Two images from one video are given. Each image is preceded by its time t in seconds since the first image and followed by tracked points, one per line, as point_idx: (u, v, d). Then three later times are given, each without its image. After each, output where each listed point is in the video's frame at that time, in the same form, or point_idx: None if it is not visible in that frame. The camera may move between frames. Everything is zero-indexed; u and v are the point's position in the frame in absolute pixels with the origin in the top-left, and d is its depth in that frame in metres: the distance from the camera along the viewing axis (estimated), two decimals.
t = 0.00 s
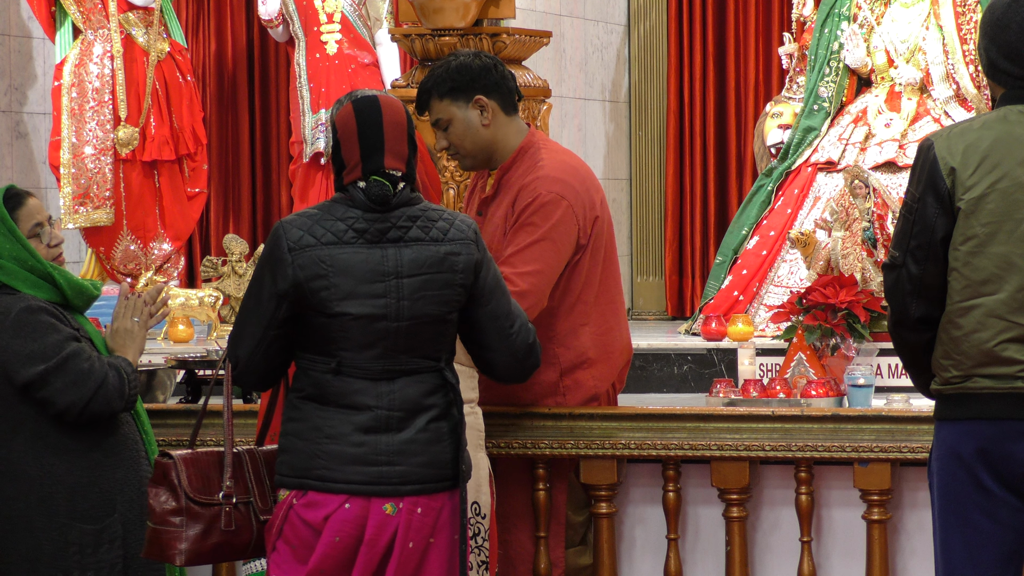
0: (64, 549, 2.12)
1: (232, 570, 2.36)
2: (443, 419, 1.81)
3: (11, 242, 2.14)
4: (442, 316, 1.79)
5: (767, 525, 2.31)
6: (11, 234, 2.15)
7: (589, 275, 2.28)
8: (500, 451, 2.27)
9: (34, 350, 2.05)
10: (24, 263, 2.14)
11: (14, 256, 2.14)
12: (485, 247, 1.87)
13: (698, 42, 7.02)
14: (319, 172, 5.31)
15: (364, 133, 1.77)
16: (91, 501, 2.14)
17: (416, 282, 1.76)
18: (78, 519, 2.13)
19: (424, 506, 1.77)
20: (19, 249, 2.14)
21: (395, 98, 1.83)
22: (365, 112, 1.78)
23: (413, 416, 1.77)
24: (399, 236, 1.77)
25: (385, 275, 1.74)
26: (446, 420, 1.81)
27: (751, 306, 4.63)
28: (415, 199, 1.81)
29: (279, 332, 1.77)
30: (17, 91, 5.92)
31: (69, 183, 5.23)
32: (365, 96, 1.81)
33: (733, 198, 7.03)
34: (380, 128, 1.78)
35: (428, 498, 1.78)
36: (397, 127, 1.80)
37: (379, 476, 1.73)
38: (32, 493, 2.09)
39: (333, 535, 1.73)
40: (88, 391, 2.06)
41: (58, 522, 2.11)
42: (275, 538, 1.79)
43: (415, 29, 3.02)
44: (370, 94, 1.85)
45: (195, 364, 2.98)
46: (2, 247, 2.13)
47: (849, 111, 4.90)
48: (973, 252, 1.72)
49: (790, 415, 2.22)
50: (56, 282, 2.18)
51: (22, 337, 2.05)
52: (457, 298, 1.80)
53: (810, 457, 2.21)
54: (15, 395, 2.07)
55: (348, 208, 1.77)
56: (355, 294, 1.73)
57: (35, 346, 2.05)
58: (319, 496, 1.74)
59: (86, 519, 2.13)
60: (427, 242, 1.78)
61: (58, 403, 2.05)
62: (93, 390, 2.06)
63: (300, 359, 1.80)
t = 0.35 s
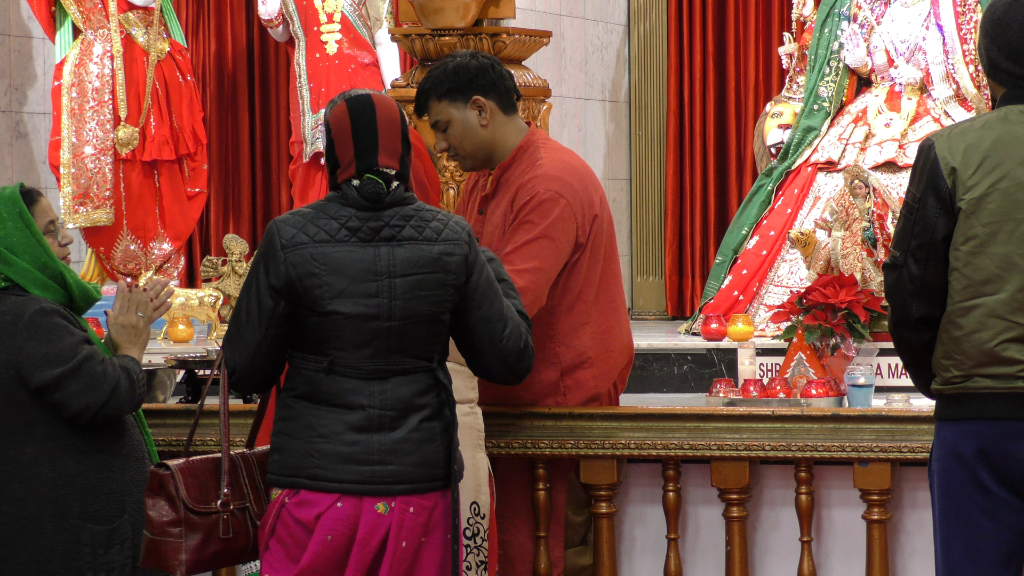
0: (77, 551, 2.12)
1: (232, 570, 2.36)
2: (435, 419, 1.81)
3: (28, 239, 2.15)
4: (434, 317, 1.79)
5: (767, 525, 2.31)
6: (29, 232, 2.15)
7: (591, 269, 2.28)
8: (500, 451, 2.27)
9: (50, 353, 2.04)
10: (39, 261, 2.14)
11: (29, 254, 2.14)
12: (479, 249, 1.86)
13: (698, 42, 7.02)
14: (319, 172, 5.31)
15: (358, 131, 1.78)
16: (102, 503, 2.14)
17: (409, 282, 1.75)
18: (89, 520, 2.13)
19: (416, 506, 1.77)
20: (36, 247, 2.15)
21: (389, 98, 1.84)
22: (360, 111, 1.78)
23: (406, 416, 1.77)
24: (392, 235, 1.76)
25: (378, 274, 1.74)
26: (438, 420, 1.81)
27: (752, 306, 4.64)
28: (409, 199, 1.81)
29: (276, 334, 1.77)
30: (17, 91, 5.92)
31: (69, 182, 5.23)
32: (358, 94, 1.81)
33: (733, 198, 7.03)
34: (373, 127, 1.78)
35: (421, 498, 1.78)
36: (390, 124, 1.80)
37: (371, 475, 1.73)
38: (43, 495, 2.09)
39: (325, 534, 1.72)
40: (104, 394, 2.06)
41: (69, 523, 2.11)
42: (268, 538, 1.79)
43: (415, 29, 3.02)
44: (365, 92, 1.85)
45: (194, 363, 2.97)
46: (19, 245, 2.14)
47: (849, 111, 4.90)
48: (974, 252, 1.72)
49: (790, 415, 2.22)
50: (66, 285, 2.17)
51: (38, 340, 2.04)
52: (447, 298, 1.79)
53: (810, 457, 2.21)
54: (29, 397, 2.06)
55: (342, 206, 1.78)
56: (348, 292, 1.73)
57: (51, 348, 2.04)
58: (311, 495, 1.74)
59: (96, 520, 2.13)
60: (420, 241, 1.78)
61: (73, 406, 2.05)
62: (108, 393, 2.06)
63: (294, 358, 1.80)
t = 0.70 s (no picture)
0: (81, 552, 2.11)
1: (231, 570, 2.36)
2: (433, 419, 1.81)
3: (40, 235, 2.16)
4: (432, 317, 1.79)
5: (767, 525, 2.31)
6: (41, 228, 2.17)
7: (589, 270, 2.28)
8: (500, 451, 2.27)
9: (57, 354, 2.04)
10: (49, 258, 2.16)
11: (40, 250, 2.15)
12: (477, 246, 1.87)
13: (698, 42, 7.02)
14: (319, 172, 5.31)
15: (351, 127, 1.77)
16: (105, 504, 2.14)
17: (406, 285, 1.76)
18: (95, 521, 2.13)
19: (415, 506, 1.77)
20: (47, 243, 2.16)
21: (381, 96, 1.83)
22: (353, 110, 1.78)
23: (404, 416, 1.77)
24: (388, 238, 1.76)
25: (375, 278, 1.74)
26: (437, 420, 1.81)
27: (751, 306, 4.64)
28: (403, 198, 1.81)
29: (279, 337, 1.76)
30: (17, 91, 5.92)
31: (69, 183, 5.23)
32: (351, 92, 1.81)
33: (733, 198, 7.03)
34: (366, 123, 1.77)
35: (420, 498, 1.78)
36: (384, 120, 1.79)
37: (370, 475, 1.73)
38: (48, 496, 2.09)
39: (324, 534, 1.72)
40: (110, 395, 2.06)
41: (73, 524, 2.11)
42: (268, 538, 1.79)
43: (415, 29, 3.01)
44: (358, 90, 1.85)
45: (194, 364, 2.97)
46: (31, 239, 2.15)
47: (849, 111, 4.90)
48: (974, 252, 1.72)
49: (790, 415, 2.22)
50: (71, 285, 2.17)
51: (44, 340, 2.04)
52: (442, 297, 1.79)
53: (810, 457, 2.22)
54: (34, 397, 2.06)
55: (336, 208, 1.78)
56: (345, 296, 1.73)
57: (57, 349, 2.04)
58: (310, 495, 1.74)
59: (100, 521, 2.13)
60: (416, 243, 1.78)
61: (80, 407, 2.05)
62: (115, 395, 2.06)
63: (293, 360, 1.80)
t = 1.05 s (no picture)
0: (70, 554, 2.11)
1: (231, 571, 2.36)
2: (439, 417, 1.81)
3: (42, 236, 2.14)
4: (439, 316, 1.80)
5: (766, 525, 2.31)
6: (45, 228, 2.14)
7: (594, 270, 2.29)
8: (500, 451, 2.27)
9: (52, 355, 2.06)
10: (52, 259, 2.13)
11: (44, 251, 2.13)
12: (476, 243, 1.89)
13: (698, 42, 7.02)
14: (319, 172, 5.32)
15: (367, 122, 1.79)
16: (97, 506, 2.13)
17: (415, 282, 1.77)
18: (84, 523, 2.11)
19: (422, 504, 1.78)
20: (50, 243, 2.14)
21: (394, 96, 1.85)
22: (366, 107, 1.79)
23: (410, 415, 1.78)
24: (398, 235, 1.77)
25: (385, 275, 1.75)
26: (443, 418, 1.82)
27: (751, 306, 4.63)
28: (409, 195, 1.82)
29: (290, 336, 1.74)
30: (17, 91, 5.92)
31: (69, 183, 5.23)
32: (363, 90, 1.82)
33: (733, 198, 7.03)
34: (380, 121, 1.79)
35: (426, 496, 1.78)
36: (398, 117, 1.81)
37: (376, 474, 1.74)
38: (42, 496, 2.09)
39: (331, 534, 1.72)
40: (104, 398, 2.06)
41: (65, 526, 2.10)
42: (274, 538, 1.79)
43: (415, 29, 3.02)
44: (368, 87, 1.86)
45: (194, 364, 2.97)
46: (33, 241, 2.13)
47: (849, 111, 4.90)
48: (974, 252, 1.72)
49: (790, 415, 2.22)
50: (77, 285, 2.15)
51: (41, 341, 2.05)
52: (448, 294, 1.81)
53: (810, 457, 2.22)
54: (33, 398, 2.07)
55: (346, 205, 1.78)
56: (356, 292, 1.73)
57: (53, 351, 2.06)
58: (317, 495, 1.74)
59: (91, 524, 2.12)
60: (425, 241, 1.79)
61: (74, 408, 2.06)
62: (109, 398, 2.07)
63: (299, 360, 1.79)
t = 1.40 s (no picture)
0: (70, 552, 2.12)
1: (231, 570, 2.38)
2: (450, 421, 1.81)
3: (51, 238, 2.14)
4: (454, 324, 1.79)
5: (766, 525, 2.31)
6: (56, 231, 2.15)
7: (590, 266, 2.29)
8: (500, 451, 2.27)
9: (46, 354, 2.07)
10: (56, 263, 2.14)
11: (50, 254, 2.14)
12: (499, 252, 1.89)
13: (698, 42, 7.02)
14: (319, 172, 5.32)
15: (401, 124, 1.78)
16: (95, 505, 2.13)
17: (433, 292, 1.76)
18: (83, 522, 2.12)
19: (431, 508, 1.77)
20: (57, 247, 2.14)
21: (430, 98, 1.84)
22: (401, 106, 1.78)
23: (420, 419, 1.77)
24: (420, 243, 1.77)
25: (403, 282, 1.74)
26: (455, 422, 1.81)
27: (751, 306, 4.63)
28: (435, 200, 1.81)
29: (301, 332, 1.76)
30: (17, 91, 5.92)
31: (69, 183, 5.23)
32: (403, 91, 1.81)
33: (733, 198, 7.03)
34: (413, 121, 1.78)
35: (436, 500, 1.78)
36: (432, 122, 1.80)
37: (386, 477, 1.73)
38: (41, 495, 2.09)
39: (339, 535, 1.73)
40: (100, 395, 2.08)
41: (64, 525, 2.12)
42: (283, 536, 1.80)
43: (415, 29, 3.02)
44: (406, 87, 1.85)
45: (194, 364, 2.97)
46: (42, 242, 2.13)
47: (849, 111, 4.90)
48: (975, 252, 1.72)
49: (790, 415, 2.22)
50: (76, 290, 2.16)
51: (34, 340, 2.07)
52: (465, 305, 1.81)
53: (809, 457, 2.22)
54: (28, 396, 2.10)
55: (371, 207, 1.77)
56: (373, 297, 1.73)
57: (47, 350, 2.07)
58: (326, 495, 1.75)
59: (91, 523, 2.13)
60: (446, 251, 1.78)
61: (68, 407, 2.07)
62: (104, 395, 2.08)
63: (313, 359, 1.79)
